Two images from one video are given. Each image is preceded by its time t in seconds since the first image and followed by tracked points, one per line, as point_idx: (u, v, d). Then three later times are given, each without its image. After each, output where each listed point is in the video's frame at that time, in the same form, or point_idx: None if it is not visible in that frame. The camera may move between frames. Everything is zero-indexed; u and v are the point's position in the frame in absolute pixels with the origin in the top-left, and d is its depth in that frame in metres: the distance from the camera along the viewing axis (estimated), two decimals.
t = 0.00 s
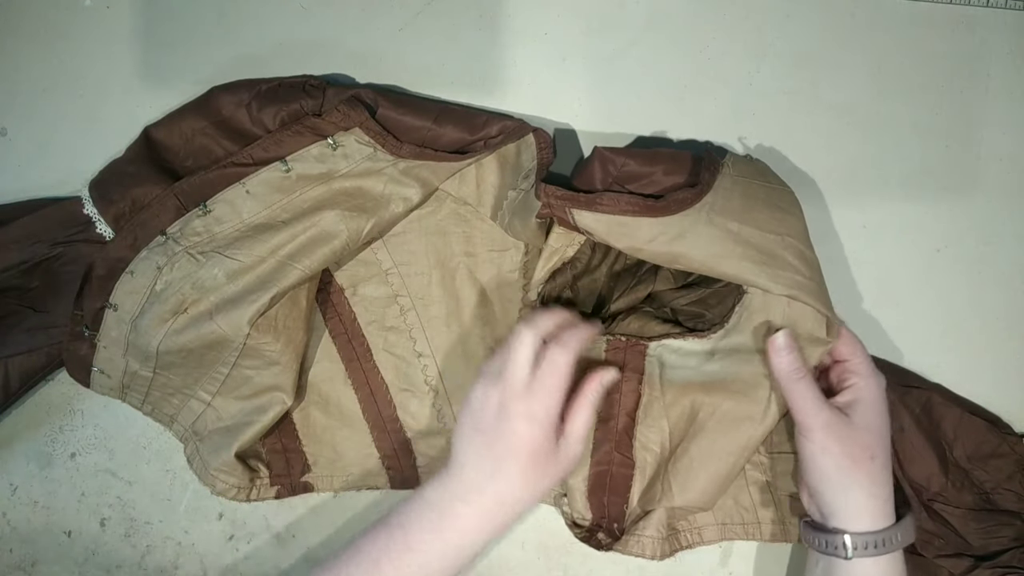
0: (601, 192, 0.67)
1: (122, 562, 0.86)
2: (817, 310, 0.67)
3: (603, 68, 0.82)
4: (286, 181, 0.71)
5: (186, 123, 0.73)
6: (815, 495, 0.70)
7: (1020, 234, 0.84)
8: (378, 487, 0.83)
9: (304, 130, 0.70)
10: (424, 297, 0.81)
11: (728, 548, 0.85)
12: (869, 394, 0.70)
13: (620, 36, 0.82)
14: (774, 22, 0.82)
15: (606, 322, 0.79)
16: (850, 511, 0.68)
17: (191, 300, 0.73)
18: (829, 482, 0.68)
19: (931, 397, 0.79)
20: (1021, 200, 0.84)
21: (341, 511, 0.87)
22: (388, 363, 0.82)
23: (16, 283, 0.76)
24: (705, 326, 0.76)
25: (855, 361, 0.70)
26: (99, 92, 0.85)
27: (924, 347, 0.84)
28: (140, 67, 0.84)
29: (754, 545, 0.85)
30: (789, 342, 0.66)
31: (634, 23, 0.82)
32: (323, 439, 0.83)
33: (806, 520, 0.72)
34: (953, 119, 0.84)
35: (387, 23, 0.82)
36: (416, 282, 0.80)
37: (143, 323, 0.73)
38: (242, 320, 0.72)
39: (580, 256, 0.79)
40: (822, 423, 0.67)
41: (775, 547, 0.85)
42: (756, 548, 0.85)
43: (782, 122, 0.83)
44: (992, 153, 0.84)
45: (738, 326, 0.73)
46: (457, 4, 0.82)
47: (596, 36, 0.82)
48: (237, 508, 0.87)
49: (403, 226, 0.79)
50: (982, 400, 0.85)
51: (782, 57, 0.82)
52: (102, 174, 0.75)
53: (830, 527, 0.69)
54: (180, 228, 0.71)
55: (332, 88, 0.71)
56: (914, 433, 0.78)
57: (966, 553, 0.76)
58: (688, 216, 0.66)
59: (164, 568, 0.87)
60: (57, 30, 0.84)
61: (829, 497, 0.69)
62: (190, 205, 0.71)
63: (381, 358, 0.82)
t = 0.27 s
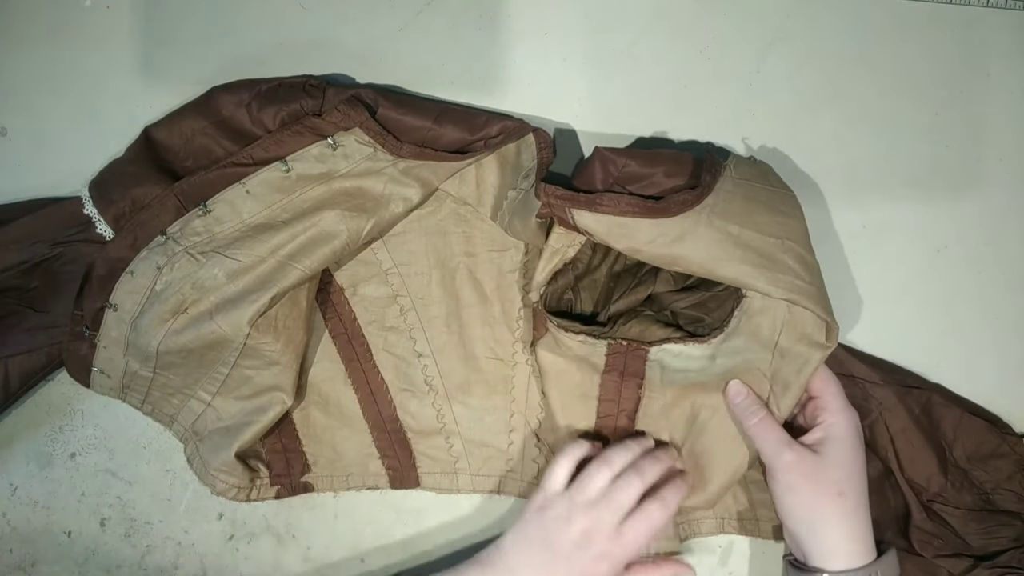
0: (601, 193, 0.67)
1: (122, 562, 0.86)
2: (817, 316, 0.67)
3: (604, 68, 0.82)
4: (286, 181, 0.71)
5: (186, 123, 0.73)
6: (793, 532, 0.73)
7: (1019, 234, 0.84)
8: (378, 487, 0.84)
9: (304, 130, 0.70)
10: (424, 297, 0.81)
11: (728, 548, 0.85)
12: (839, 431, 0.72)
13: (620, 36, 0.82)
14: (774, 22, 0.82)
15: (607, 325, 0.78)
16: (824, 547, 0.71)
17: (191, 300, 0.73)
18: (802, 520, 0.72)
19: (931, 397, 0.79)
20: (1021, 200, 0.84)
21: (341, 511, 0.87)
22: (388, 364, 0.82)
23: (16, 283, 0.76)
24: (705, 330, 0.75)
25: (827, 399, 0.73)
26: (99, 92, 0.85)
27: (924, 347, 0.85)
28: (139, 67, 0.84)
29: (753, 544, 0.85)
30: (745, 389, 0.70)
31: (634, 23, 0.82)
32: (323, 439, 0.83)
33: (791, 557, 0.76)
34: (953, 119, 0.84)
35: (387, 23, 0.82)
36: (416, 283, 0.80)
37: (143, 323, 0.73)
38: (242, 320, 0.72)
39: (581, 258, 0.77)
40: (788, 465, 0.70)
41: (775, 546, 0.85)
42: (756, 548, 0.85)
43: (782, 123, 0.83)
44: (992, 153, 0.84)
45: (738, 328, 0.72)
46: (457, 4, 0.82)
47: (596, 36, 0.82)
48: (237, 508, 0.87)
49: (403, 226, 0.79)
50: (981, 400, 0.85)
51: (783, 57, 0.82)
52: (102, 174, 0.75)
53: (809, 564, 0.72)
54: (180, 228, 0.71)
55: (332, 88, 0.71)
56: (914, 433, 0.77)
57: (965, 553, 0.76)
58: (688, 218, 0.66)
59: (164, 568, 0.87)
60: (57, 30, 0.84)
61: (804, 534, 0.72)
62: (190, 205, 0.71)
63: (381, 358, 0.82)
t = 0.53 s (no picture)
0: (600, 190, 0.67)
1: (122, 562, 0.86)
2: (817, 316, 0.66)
3: (604, 68, 0.82)
4: (286, 181, 0.71)
5: (186, 123, 0.73)
6: (792, 531, 0.73)
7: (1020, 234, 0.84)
8: (378, 487, 0.84)
9: (304, 130, 0.70)
10: (424, 297, 0.81)
11: (728, 548, 0.85)
12: (841, 431, 0.72)
13: (620, 36, 0.82)
14: (774, 22, 0.82)
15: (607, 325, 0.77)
16: (823, 547, 0.71)
17: (191, 300, 0.72)
18: (801, 520, 0.72)
19: (931, 397, 0.79)
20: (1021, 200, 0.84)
21: (341, 511, 0.87)
22: (388, 364, 0.82)
23: (16, 283, 0.76)
24: (706, 330, 0.74)
25: (827, 399, 0.72)
26: (99, 92, 0.85)
27: (924, 347, 0.85)
28: (139, 67, 0.84)
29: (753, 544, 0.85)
30: (748, 388, 0.70)
31: (634, 23, 0.82)
32: (323, 439, 0.83)
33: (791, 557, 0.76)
34: (953, 119, 0.84)
35: (387, 23, 0.82)
36: (416, 282, 0.80)
37: (143, 323, 0.73)
38: (241, 320, 0.72)
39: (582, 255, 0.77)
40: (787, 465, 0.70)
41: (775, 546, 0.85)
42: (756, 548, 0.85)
43: (782, 123, 0.83)
44: (992, 153, 0.84)
45: (738, 327, 0.71)
46: (457, 4, 0.82)
47: (596, 36, 0.82)
48: (237, 508, 0.87)
49: (403, 226, 0.79)
50: (981, 400, 0.85)
51: (783, 57, 0.82)
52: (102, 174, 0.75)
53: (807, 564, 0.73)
54: (180, 228, 0.71)
55: (332, 88, 0.72)
56: (914, 433, 0.78)
57: (965, 553, 0.76)
58: (686, 214, 0.66)
59: (164, 568, 0.87)
60: (57, 30, 0.84)
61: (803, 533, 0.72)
62: (190, 205, 0.71)
63: (381, 358, 0.82)
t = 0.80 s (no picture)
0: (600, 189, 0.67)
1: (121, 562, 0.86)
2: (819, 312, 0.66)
3: (604, 68, 0.82)
4: (287, 181, 0.71)
5: (186, 122, 0.73)
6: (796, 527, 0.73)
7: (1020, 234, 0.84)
8: (378, 487, 0.84)
9: (304, 130, 0.70)
10: (424, 297, 0.81)
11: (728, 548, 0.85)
12: (850, 428, 0.72)
13: (620, 36, 0.82)
14: (774, 22, 0.82)
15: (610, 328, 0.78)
16: (828, 544, 0.71)
17: (191, 300, 0.72)
18: (807, 516, 0.71)
19: (931, 397, 0.79)
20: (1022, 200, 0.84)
21: (341, 511, 0.87)
22: (388, 364, 0.82)
23: (16, 283, 0.76)
24: (711, 327, 0.74)
25: (837, 397, 0.72)
26: (99, 92, 0.85)
27: (923, 347, 0.85)
28: (139, 67, 0.84)
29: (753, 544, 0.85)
30: (760, 381, 0.69)
31: (634, 23, 0.82)
32: (323, 439, 0.83)
33: (792, 553, 0.76)
34: (953, 119, 0.84)
35: (387, 23, 0.82)
36: (416, 283, 0.80)
37: (143, 323, 0.73)
38: (241, 320, 0.72)
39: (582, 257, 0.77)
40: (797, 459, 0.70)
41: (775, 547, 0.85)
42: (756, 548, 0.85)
43: (782, 122, 0.83)
44: (992, 153, 0.84)
45: (742, 324, 0.71)
46: (457, 4, 0.82)
47: (596, 36, 0.82)
48: (237, 508, 0.87)
49: (403, 226, 0.79)
50: (981, 400, 0.85)
51: (783, 57, 0.82)
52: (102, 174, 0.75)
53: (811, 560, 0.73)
54: (180, 228, 0.71)
55: (332, 88, 0.72)
56: (914, 433, 0.78)
57: (966, 553, 0.76)
58: (686, 209, 0.66)
59: (164, 568, 0.87)
60: (57, 30, 0.84)
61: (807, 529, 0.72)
62: (190, 205, 0.71)
63: (381, 357, 0.82)
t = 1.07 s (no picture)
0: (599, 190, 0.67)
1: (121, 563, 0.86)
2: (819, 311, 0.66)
3: (603, 68, 0.82)
4: (286, 182, 0.71)
5: (186, 122, 0.73)
6: (797, 531, 0.73)
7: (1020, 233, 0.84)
8: (378, 487, 0.84)
9: (304, 130, 0.70)
10: (424, 296, 0.81)
11: (727, 547, 0.85)
12: (853, 431, 0.72)
13: (620, 36, 0.82)
14: (774, 22, 0.82)
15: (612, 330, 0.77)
16: (830, 547, 0.71)
17: (191, 300, 0.72)
18: (808, 520, 0.72)
19: (931, 397, 0.79)
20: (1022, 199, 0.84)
21: (341, 511, 0.87)
22: (388, 364, 0.82)
23: (16, 283, 0.76)
24: (712, 329, 0.75)
25: (840, 399, 0.73)
26: (99, 92, 0.85)
27: (923, 347, 0.85)
28: (139, 67, 0.84)
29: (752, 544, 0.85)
30: (762, 382, 0.70)
31: (634, 23, 0.82)
32: (323, 439, 0.83)
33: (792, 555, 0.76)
34: (953, 118, 0.83)
35: (387, 23, 0.82)
36: (416, 283, 0.80)
37: (143, 323, 0.73)
38: (241, 320, 0.72)
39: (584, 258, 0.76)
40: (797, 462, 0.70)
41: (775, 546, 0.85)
42: (755, 548, 0.85)
43: (782, 122, 0.83)
44: (992, 152, 0.84)
45: (744, 324, 0.71)
46: (457, 4, 0.82)
47: (596, 36, 0.82)
48: (237, 508, 0.87)
49: (402, 226, 0.79)
50: (982, 401, 0.85)
51: (782, 57, 0.82)
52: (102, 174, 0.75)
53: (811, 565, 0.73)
54: (180, 228, 0.71)
55: (332, 88, 0.72)
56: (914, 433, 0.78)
57: (966, 553, 0.76)
58: (686, 210, 0.66)
59: (164, 568, 0.87)
60: (57, 30, 0.84)
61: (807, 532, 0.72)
62: (190, 205, 0.71)
63: (381, 357, 0.82)
